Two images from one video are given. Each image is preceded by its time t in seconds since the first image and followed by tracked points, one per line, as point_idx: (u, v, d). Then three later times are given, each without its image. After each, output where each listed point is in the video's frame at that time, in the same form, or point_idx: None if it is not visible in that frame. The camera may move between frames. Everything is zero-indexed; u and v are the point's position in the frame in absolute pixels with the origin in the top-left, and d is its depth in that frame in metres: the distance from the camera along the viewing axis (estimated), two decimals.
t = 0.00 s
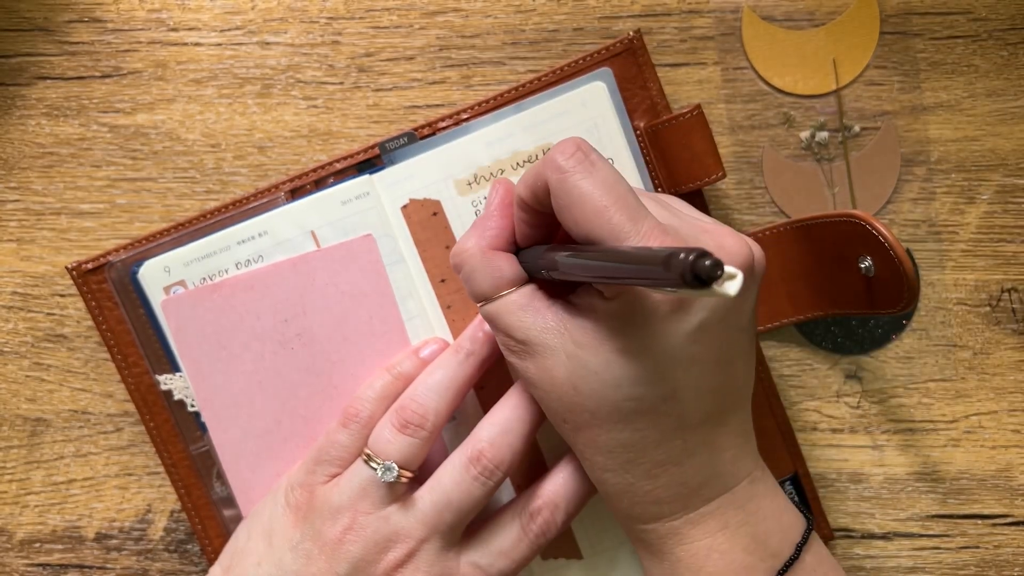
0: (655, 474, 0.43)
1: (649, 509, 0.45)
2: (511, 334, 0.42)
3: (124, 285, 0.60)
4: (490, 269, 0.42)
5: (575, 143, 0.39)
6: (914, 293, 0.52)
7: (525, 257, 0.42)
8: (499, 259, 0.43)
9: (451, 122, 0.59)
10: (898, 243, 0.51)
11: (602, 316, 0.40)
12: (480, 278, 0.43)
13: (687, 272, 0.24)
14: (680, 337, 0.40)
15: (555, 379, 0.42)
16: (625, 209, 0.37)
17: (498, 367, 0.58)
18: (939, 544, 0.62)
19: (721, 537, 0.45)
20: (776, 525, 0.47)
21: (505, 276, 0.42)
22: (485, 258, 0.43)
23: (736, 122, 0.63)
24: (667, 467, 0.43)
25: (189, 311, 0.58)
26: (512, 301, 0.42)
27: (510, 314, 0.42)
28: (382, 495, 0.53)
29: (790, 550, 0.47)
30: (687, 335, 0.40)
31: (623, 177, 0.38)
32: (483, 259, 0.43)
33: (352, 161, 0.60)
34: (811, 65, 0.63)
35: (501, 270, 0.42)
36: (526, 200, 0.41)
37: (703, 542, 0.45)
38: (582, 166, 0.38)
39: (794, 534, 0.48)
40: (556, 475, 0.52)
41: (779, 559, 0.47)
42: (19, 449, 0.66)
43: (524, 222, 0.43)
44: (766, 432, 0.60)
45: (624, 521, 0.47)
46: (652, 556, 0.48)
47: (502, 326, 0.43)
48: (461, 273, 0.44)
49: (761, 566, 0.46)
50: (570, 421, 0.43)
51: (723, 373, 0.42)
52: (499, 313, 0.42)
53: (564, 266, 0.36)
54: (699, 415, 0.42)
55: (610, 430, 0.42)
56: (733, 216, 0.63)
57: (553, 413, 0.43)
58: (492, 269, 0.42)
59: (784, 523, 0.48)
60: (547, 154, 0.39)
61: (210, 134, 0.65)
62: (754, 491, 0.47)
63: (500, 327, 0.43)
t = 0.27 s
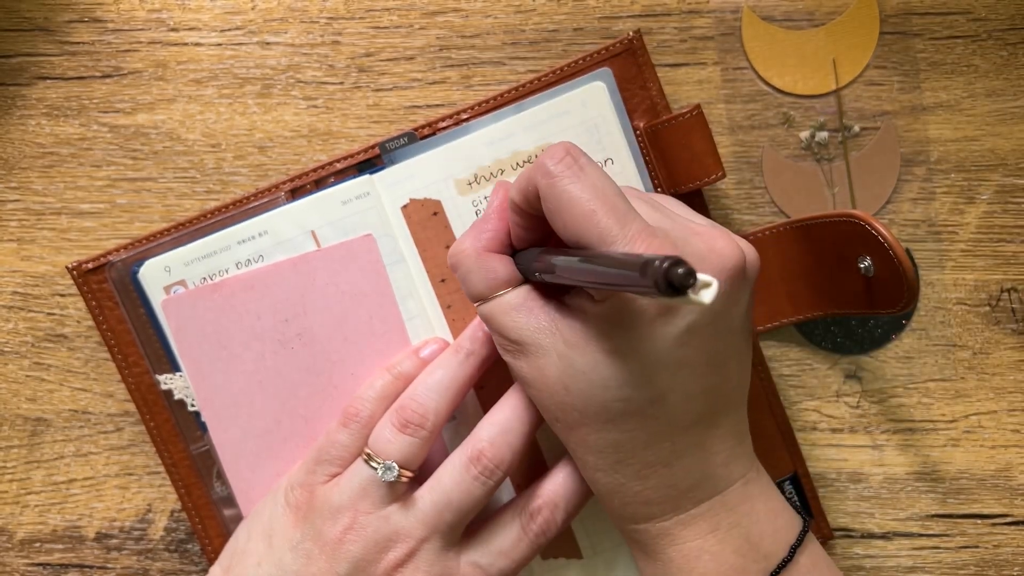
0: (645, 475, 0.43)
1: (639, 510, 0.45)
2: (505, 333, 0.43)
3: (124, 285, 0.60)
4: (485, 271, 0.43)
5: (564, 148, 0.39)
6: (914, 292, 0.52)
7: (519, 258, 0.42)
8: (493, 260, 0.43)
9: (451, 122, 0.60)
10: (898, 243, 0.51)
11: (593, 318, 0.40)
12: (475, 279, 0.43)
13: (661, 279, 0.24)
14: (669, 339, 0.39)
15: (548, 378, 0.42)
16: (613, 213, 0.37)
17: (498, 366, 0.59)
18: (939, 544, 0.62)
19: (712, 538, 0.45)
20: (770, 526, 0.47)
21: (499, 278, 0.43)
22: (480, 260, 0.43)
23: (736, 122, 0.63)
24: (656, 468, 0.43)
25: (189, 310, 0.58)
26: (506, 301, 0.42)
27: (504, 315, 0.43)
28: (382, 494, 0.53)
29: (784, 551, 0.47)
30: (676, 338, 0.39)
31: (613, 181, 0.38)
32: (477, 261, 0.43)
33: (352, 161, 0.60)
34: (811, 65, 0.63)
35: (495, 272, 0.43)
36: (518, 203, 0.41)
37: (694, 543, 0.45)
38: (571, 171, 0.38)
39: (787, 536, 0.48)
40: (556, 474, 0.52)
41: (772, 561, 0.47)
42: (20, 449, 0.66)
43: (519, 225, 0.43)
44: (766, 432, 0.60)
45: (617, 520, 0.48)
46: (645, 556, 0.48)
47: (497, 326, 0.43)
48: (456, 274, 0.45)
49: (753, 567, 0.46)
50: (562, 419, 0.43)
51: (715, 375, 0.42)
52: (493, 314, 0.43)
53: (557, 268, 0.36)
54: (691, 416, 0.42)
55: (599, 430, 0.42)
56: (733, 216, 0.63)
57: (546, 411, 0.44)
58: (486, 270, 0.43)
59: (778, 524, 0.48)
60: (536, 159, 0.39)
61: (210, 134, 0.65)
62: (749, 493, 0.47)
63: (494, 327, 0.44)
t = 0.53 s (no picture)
0: (650, 474, 0.43)
1: (644, 509, 0.45)
2: (509, 333, 0.43)
3: (125, 285, 0.60)
4: (490, 270, 0.43)
5: (569, 147, 0.39)
6: (913, 292, 0.52)
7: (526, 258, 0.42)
8: (498, 258, 0.43)
9: (451, 122, 0.60)
10: (898, 243, 0.51)
11: (599, 316, 0.40)
12: (479, 278, 0.43)
13: (670, 271, 0.24)
14: (675, 337, 0.40)
15: (552, 377, 0.42)
16: (619, 209, 0.37)
17: (498, 366, 0.59)
18: (938, 544, 0.62)
19: (716, 538, 0.45)
20: (773, 525, 0.47)
21: (504, 276, 0.42)
22: (485, 258, 0.43)
23: (736, 122, 0.63)
24: (661, 467, 0.43)
25: (190, 310, 0.59)
26: (510, 300, 0.42)
27: (508, 313, 0.42)
28: (382, 494, 0.53)
29: (787, 551, 0.47)
30: (681, 336, 0.40)
31: (619, 179, 0.38)
32: (482, 259, 0.43)
33: (352, 161, 0.60)
34: (811, 65, 0.63)
35: (500, 270, 0.42)
36: (523, 203, 0.42)
37: (699, 542, 0.45)
38: (576, 168, 0.38)
39: (790, 535, 0.48)
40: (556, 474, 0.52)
41: (776, 560, 0.47)
42: (20, 449, 0.66)
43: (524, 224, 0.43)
44: (766, 432, 0.60)
45: (620, 520, 0.48)
46: (648, 556, 0.48)
47: (501, 325, 0.43)
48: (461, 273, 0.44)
49: (757, 566, 0.46)
50: (566, 419, 0.43)
51: (720, 374, 0.42)
52: (497, 313, 0.43)
53: (563, 266, 0.36)
54: (695, 416, 0.42)
55: (604, 429, 0.42)
56: (733, 216, 0.63)
57: (550, 410, 0.44)
58: (491, 269, 0.43)
59: (781, 523, 0.48)
60: (542, 158, 0.39)
61: (210, 134, 0.65)
62: (752, 492, 0.47)
63: (498, 326, 0.43)
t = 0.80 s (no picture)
0: (654, 474, 0.43)
1: (647, 509, 0.45)
2: (515, 331, 0.43)
3: (124, 285, 0.60)
4: (495, 267, 0.42)
5: (582, 144, 0.39)
6: (913, 292, 0.52)
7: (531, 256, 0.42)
8: (503, 256, 0.42)
9: (451, 122, 0.60)
10: (898, 243, 0.51)
11: (606, 316, 0.40)
12: (484, 274, 0.43)
13: (688, 275, 0.24)
14: (681, 337, 0.40)
15: (558, 377, 0.42)
16: (630, 210, 0.36)
17: (498, 366, 0.59)
18: (939, 544, 0.62)
19: (719, 538, 0.45)
20: (775, 526, 0.47)
21: (509, 274, 0.42)
22: (490, 255, 0.43)
23: (736, 122, 0.63)
24: (665, 467, 0.43)
25: (189, 310, 0.59)
26: (516, 298, 0.42)
27: (514, 312, 0.42)
28: (382, 494, 0.53)
29: (789, 551, 0.47)
30: (688, 336, 0.40)
31: (630, 179, 0.38)
32: (487, 255, 0.43)
33: (352, 161, 0.60)
34: (811, 65, 0.63)
35: (504, 268, 0.42)
36: (532, 199, 0.41)
37: (701, 542, 0.45)
38: (588, 166, 0.38)
39: (792, 536, 0.48)
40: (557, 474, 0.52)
41: (777, 560, 0.47)
42: (19, 449, 0.66)
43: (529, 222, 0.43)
44: (766, 432, 0.60)
45: (622, 520, 0.48)
46: (649, 556, 0.48)
47: (506, 323, 0.43)
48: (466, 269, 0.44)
49: (759, 567, 0.46)
50: (570, 418, 0.43)
51: (725, 375, 0.42)
52: (503, 311, 0.43)
53: (571, 265, 0.36)
54: (699, 417, 0.42)
55: (609, 429, 0.42)
56: (733, 216, 0.63)
57: (554, 410, 0.44)
58: (497, 266, 0.42)
59: (783, 525, 0.48)
60: (554, 154, 0.39)
61: (210, 134, 0.65)
62: (754, 493, 0.47)
63: (504, 325, 0.43)
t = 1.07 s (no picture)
0: (649, 473, 0.43)
1: (643, 508, 0.45)
2: (513, 328, 0.43)
3: (124, 285, 0.60)
4: (494, 265, 0.43)
5: (580, 143, 0.39)
6: (913, 292, 0.52)
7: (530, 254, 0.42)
8: (502, 254, 0.43)
9: (452, 122, 0.60)
10: (898, 243, 0.51)
11: (605, 313, 0.40)
12: (483, 272, 0.43)
13: (677, 271, 0.24)
14: (680, 337, 0.39)
15: (555, 374, 0.42)
16: (627, 208, 0.36)
17: (498, 366, 0.59)
18: (938, 544, 0.62)
19: (715, 538, 0.45)
20: (772, 527, 0.47)
21: (508, 272, 0.42)
22: (490, 254, 0.43)
23: (736, 122, 0.63)
24: (660, 466, 0.43)
25: (190, 310, 0.59)
26: (515, 295, 0.42)
27: (512, 309, 0.42)
28: (382, 494, 0.53)
29: (785, 552, 0.47)
30: (686, 336, 0.39)
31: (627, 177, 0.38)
32: (486, 254, 0.43)
33: (352, 161, 0.60)
34: (811, 65, 0.63)
35: (504, 266, 0.43)
36: (531, 197, 0.41)
37: (697, 542, 0.45)
38: (586, 164, 0.38)
39: (788, 537, 0.48)
40: (557, 474, 0.52)
41: (774, 561, 0.46)
42: (20, 449, 0.66)
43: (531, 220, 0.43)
44: (766, 432, 0.60)
45: (617, 519, 0.48)
46: (646, 556, 0.48)
47: (505, 320, 0.43)
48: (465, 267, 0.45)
49: (755, 567, 0.46)
50: (567, 415, 0.43)
51: (722, 375, 0.42)
52: (502, 308, 0.43)
53: (568, 263, 0.36)
54: (697, 416, 0.42)
55: (605, 426, 0.42)
56: (733, 216, 0.63)
57: (551, 407, 0.44)
58: (496, 264, 0.43)
59: (780, 525, 0.48)
60: (552, 153, 0.39)
61: (210, 134, 0.65)
62: (751, 494, 0.47)
63: (502, 322, 0.43)
